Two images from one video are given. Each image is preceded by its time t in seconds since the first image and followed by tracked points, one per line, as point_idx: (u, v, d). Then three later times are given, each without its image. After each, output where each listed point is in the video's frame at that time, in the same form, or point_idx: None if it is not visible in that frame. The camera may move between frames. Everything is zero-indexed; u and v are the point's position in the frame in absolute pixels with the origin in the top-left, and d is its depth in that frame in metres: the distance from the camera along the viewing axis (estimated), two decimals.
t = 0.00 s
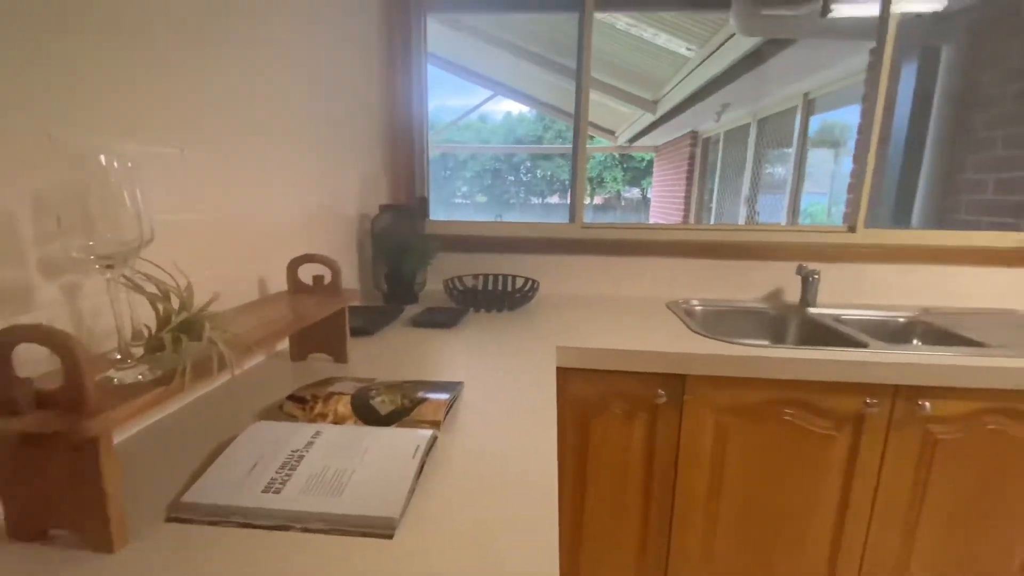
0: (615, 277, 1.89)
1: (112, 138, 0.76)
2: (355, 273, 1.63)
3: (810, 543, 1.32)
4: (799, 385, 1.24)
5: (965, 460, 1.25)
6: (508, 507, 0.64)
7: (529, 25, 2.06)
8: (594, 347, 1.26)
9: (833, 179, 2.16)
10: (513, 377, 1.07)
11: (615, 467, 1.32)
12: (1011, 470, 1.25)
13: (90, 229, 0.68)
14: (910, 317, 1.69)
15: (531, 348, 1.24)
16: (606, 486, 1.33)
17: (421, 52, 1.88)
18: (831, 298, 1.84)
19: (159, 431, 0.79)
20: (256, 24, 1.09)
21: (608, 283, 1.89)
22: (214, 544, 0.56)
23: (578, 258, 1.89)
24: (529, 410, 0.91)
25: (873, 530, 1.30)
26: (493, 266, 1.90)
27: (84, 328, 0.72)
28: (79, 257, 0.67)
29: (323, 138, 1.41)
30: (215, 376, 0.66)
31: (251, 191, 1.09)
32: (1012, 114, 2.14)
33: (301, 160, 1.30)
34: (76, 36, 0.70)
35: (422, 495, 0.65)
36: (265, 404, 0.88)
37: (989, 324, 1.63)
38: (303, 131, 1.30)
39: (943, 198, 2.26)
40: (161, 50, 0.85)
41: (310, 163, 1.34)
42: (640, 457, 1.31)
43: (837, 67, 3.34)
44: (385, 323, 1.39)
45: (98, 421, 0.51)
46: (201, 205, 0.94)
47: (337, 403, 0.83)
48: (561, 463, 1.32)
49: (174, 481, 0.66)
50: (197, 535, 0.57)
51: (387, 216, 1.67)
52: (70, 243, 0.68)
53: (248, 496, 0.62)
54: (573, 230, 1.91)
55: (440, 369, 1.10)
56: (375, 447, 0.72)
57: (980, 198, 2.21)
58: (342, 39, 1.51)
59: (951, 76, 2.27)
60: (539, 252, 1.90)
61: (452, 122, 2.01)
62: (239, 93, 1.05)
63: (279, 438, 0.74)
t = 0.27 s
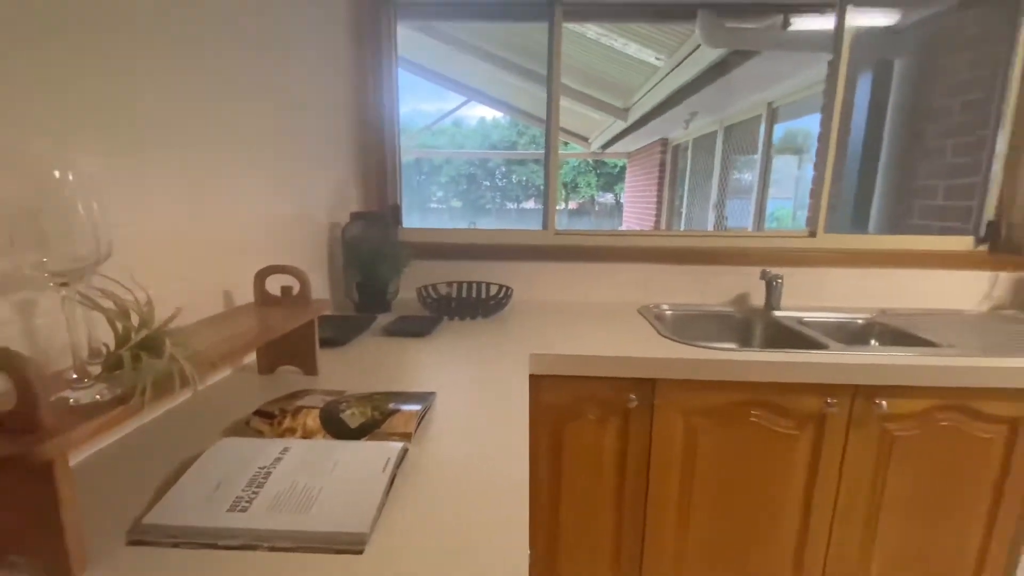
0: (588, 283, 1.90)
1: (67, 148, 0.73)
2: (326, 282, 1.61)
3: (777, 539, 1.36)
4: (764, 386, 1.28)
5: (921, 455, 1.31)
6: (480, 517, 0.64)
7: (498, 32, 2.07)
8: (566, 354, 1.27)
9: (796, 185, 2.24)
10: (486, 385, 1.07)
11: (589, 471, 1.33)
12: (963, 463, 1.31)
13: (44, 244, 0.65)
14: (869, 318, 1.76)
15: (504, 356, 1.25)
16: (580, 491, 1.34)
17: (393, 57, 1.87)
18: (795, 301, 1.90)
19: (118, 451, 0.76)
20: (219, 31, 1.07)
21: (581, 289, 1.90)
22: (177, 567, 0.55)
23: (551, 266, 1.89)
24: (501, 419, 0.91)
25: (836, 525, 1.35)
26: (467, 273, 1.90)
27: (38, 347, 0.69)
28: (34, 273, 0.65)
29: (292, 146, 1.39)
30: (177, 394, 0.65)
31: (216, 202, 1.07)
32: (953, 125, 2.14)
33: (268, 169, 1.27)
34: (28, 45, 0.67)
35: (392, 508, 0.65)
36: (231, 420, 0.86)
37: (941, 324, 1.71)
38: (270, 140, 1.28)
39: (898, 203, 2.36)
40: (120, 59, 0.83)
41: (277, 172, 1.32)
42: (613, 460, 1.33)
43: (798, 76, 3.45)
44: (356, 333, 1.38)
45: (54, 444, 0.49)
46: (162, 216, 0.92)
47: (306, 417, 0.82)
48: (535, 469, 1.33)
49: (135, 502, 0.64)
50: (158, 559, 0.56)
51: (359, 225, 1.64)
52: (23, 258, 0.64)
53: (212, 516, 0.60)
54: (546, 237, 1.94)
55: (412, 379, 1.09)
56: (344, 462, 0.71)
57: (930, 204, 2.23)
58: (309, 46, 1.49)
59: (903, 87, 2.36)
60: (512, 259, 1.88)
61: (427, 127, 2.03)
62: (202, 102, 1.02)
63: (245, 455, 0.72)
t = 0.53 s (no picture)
0: (560, 286, 1.91)
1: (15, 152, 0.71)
2: (294, 288, 1.58)
3: (744, 534, 1.39)
4: (729, 384, 1.31)
5: (879, 448, 1.36)
6: (444, 521, 0.64)
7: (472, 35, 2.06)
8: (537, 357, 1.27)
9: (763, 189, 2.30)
10: (456, 389, 1.07)
11: (561, 472, 1.34)
12: (918, 455, 1.37)
13: None
14: (830, 318, 1.83)
15: (474, 360, 1.25)
16: (553, 493, 1.35)
17: (363, 59, 1.85)
18: (761, 301, 1.95)
19: (70, 464, 0.73)
20: (178, 32, 1.05)
21: (554, 292, 1.92)
22: None
23: (523, 269, 1.90)
24: (470, 422, 0.91)
25: (800, 518, 1.39)
26: (439, 277, 1.89)
27: None
28: None
29: (257, 149, 1.37)
30: (129, 404, 0.63)
31: (176, 206, 1.04)
32: (907, 131, 2.24)
33: (231, 173, 1.25)
34: None
35: (356, 515, 0.64)
36: (191, 430, 0.84)
37: (897, 322, 1.79)
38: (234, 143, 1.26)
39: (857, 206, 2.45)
40: (74, 58, 0.80)
41: (241, 175, 1.29)
42: (584, 461, 1.34)
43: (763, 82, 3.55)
44: (324, 339, 1.36)
45: None
46: (118, 221, 0.89)
47: (269, 425, 0.80)
48: (508, 473, 1.33)
49: (87, 517, 0.62)
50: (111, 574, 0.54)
51: (326, 229, 1.64)
52: None
53: (168, 528, 0.59)
54: (519, 240, 1.95)
55: (381, 385, 1.08)
56: (307, 469, 0.70)
57: (888, 207, 2.32)
58: (274, 48, 1.47)
59: (861, 95, 2.45)
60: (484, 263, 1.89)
61: (400, 130, 1.99)
62: (161, 104, 1.00)
63: (204, 465, 0.70)
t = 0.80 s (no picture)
0: (531, 288, 1.92)
1: None
2: (259, 292, 1.55)
3: (711, 529, 1.42)
4: (694, 382, 1.34)
5: (837, 442, 1.40)
6: (405, 525, 0.64)
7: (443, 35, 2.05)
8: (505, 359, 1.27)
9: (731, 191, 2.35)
10: (422, 392, 1.07)
11: (531, 474, 1.34)
12: (874, 447, 1.42)
13: None
14: (792, 317, 1.88)
15: (442, 362, 1.25)
16: (523, 494, 1.35)
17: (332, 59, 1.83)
18: (727, 302, 2.00)
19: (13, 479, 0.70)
20: (135, 31, 1.02)
21: (525, 294, 1.92)
22: None
23: (494, 271, 1.90)
24: (434, 426, 0.91)
25: (764, 512, 1.42)
26: (409, 281, 1.88)
27: None
28: None
29: (219, 150, 1.34)
30: (72, 414, 0.62)
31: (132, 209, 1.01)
32: (864, 136, 2.32)
33: (192, 175, 1.22)
34: None
35: (313, 522, 0.63)
36: (146, 440, 0.82)
37: (856, 320, 1.85)
38: (195, 144, 1.23)
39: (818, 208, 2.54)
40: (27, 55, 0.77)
41: (203, 178, 1.26)
42: (555, 462, 1.35)
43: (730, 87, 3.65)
44: (290, 344, 1.34)
45: None
46: (72, 225, 0.86)
47: (226, 434, 0.79)
48: (478, 476, 1.33)
49: (30, 532, 0.60)
50: None
51: (291, 233, 1.60)
52: None
53: (115, 541, 0.57)
54: (491, 243, 1.95)
55: (345, 390, 1.07)
56: (264, 477, 0.69)
57: (848, 209, 2.41)
58: (237, 49, 1.44)
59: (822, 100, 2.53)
60: (455, 265, 1.88)
61: (374, 133, 1.99)
62: (118, 105, 0.97)
63: (156, 476, 0.69)
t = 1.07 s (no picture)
0: (504, 290, 1.93)
1: None
2: (224, 297, 1.52)
3: (679, 525, 1.45)
4: (662, 381, 1.37)
5: (800, 437, 1.44)
6: (365, 530, 0.63)
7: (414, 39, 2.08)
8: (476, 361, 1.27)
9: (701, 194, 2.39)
10: (388, 396, 1.06)
11: (502, 476, 1.34)
12: (834, 441, 1.46)
13: None
14: (758, 315, 1.93)
15: (411, 365, 1.24)
16: (494, 497, 1.35)
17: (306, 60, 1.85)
18: (696, 302, 2.04)
19: None
20: (94, 28, 0.99)
21: (497, 296, 1.93)
22: None
23: (466, 274, 1.90)
24: (398, 428, 0.90)
25: (731, 507, 1.46)
26: (381, 284, 1.86)
27: None
28: None
29: (183, 150, 1.30)
30: (16, 426, 0.58)
31: (91, 210, 0.97)
32: (826, 140, 2.39)
33: (154, 177, 1.19)
34: None
35: (269, 530, 0.62)
36: (97, 451, 0.79)
37: (818, 318, 1.91)
38: (157, 144, 1.20)
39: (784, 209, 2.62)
40: None
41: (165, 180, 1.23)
42: (525, 463, 1.35)
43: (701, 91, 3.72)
44: (255, 350, 1.31)
45: None
46: (26, 227, 0.83)
47: (182, 443, 0.78)
48: (449, 479, 1.32)
49: None
50: None
51: (259, 236, 1.54)
52: None
53: (59, 555, 0.55)
54: (464, 245, 1.95)
55: (310, 396, 1.05)
56: (219, 486, 0.67)
57: (812, 211, 2.48)
58: (201, 47, 1.41)
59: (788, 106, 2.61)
60: (428, 268, 1.88)
61: (351, 132, 2.07)
62: (75, 104, 0.94)
63: (105, 488, 0.67)
